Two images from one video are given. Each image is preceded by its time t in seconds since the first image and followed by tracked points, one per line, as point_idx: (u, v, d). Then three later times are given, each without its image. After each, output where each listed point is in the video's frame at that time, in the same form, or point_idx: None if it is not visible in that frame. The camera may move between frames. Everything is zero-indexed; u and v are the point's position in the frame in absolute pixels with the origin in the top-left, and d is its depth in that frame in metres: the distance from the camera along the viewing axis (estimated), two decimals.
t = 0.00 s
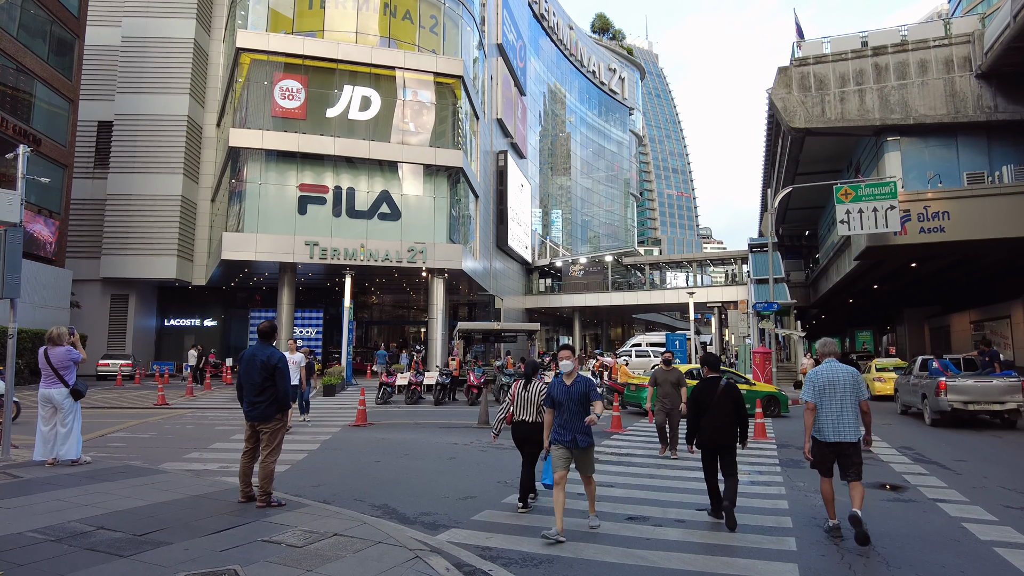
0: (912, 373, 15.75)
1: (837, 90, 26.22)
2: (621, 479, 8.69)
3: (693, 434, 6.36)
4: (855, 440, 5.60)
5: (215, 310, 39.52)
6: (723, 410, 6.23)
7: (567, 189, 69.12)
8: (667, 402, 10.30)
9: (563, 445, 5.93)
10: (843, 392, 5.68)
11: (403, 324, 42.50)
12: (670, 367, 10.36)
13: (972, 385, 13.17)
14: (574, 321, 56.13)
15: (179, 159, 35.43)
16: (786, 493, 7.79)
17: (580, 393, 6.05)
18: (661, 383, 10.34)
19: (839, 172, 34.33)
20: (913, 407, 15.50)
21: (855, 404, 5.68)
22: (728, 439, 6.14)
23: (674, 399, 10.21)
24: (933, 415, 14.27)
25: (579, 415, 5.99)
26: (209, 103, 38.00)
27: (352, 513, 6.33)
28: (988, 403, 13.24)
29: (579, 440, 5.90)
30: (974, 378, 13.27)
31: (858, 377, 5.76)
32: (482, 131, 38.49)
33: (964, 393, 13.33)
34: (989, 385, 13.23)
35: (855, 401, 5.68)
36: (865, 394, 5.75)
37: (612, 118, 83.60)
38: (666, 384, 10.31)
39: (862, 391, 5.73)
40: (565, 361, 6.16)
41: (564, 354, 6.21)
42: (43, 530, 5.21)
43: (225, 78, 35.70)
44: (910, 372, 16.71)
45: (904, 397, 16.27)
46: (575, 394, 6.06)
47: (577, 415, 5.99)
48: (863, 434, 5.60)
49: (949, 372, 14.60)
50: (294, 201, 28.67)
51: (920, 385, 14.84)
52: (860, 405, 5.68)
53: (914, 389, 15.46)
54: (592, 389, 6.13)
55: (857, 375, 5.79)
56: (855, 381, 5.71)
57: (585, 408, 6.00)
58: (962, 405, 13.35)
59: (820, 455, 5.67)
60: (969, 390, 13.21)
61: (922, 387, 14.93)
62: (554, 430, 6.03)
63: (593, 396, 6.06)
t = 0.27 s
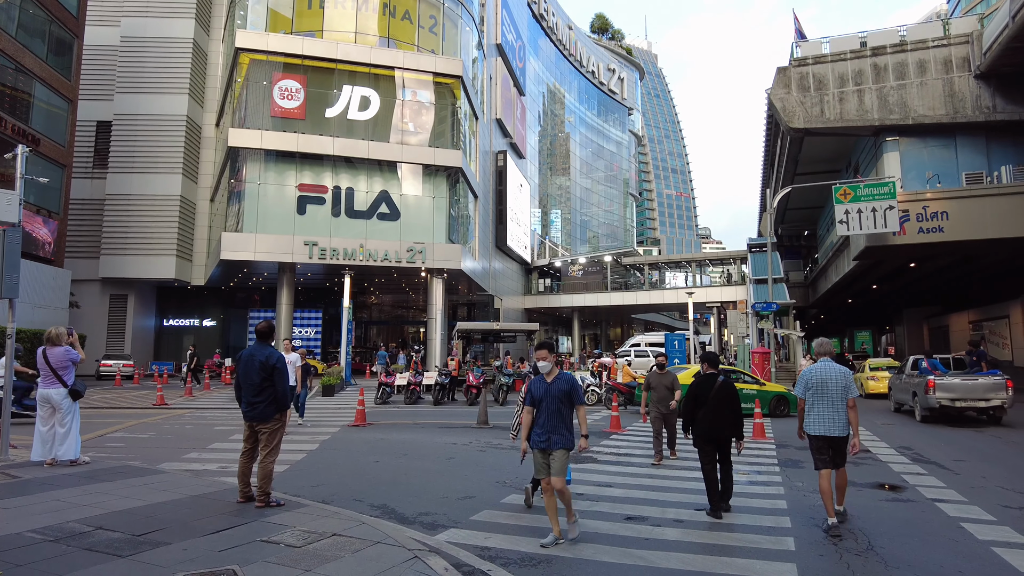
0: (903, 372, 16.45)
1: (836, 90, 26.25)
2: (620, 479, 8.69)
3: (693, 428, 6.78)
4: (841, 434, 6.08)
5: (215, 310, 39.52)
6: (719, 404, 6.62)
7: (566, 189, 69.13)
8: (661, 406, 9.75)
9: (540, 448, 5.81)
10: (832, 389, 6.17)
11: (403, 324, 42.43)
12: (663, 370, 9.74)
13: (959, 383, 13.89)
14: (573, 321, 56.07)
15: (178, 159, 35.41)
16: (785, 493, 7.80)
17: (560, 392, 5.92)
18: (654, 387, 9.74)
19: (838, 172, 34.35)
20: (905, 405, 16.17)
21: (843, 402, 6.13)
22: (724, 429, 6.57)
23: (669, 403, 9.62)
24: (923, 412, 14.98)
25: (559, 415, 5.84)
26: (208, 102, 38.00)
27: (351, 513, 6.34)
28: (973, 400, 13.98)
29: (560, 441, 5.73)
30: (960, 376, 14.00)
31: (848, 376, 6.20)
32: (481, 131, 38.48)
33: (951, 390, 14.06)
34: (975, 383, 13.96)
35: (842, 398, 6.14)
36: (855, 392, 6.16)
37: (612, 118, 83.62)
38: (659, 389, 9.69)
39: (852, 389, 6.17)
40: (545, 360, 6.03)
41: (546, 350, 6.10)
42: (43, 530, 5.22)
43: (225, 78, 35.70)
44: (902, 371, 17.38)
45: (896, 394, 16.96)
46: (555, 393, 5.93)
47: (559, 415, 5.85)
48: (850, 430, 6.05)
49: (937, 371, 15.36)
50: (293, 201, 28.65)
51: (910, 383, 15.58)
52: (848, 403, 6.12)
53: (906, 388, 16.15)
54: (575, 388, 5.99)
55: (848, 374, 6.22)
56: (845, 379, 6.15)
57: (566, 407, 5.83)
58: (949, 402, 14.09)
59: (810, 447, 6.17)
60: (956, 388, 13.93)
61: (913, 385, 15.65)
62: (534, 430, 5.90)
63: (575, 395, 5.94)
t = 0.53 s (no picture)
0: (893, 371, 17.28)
1: (835, 90, 26.27)
2: (619, 480, 8.69)
3: (694, 426, 6.94)
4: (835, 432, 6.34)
5: (213, 310, 39.52)
6: (720, 405, 6.73)
7: (565, 189, 69.17)
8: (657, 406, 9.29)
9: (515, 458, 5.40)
10: (825, 389, 6.40)
11: (402, 324, 42.40)
12: (659, 368, 9.30)
13: (945, 381, 14.71)
14: (572, 321, 56.08)
15: (177, 159, 35.40)
16: (784, 493, 7.81)
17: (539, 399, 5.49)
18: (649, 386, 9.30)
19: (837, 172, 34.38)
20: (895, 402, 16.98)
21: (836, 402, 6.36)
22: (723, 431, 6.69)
23: (665, 402, 9.18)
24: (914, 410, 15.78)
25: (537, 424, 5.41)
26: (207, 102, 37.98)
27: (350, 514, 6.34)
28: (959, 397, 14.82)
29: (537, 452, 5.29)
30: (947, 375, 14.84)
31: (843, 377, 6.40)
32: (480, 131, 38.51)
33: (938, 388, 14.90)
34: (960, 381, 14.82)
35: (836, 398, 6.37)
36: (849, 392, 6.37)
37: (611, 118, 83.68)
38: (654, 387, 9.24)
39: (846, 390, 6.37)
40: (523, 365, 5.62)
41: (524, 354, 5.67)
42: (41, 530, 5.22)
43: (224, 78, 35.70)
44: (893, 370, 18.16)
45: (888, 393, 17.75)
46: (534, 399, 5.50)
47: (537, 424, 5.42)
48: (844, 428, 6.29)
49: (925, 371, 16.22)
50: (292, 201, 28.64)
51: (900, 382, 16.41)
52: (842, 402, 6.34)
53: (896, 386, 16.96)
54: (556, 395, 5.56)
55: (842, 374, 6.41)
56: (838, 380, 6.36)
57: (545, 415, 5.43)
58: (937, 399, 14.91)
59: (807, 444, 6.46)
60: (943, 386, 14.75)
61: (902, 383, 16.50)
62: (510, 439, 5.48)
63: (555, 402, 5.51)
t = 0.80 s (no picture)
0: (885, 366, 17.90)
1: (833, 86, 26.23)
2: (616, 475, 8.70)
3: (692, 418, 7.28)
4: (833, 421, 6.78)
5: (212, 306, 39.50)
6: (717, 398, 7.12)
7: (564, 185, 69.11)
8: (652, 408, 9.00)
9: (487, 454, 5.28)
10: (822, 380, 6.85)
11: (400, 320, 42.36)
12: (657, 368, 8.89)
13: (933, 375, 15.39)
14: (570, 317, 56.09)
15: (175, 154, 35.30)
16: (781, 488, 7.84)
17: (506, 395, 5.33)
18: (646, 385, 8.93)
19: (836, 169, 34.37)
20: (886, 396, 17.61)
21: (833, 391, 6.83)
22: (720, 424, 7.02)
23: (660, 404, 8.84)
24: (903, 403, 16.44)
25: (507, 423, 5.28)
26: (205, 98, 37.86)
27: (347, 509, 6.33)
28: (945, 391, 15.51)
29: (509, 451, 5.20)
30: (934, 370, 15.51)
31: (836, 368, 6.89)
32: (479, 127, 38.46)
33: (926, 382, 15.56)
34: (947, 375, 15.50)
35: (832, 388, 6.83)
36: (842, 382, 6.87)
37: (610, 114, 83.53)
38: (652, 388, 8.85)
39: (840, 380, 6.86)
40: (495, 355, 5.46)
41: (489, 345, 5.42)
42: (39, 526, 5.22)
43: (222, 73, 35.56)
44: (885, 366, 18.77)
45: (880, 388, 18.38)
46: (501, 396, 5.35)
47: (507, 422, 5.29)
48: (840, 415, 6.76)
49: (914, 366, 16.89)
50: (290, 196, 28.59)
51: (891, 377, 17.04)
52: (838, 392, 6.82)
53: (887, 381, 17.57)
54: (524, 388, 5.33)
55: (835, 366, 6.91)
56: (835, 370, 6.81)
57: (514, 408, 5.30)
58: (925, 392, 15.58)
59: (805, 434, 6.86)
60: (931, 379, 15.43)
61: (892, 378, 17.14)
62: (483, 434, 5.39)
63: (523, 396, 5.31)
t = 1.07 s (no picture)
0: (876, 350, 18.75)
1: (834, 71, 26.05)
2: (613, 459, 8.76)
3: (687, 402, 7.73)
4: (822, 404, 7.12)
5: (211, 292, 39.47)
6: (711, 384, 7.53)
7: (563, 170, 68.83)
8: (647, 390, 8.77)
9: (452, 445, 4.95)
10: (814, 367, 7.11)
11: (399, 306, 42.36)
12: (651, 352, 8.74)
13: (919, 359, 16.20)
14: (569, 303, 56.13)
15: (172, 139, 35.09)
16: (777, 472, 7.90)
17: (463, 383, 4.90)
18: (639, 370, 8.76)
19: (835, 154, 34.24)
20: (877, 379, 18.49)
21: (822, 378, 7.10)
22: (714, 407, 7.40)
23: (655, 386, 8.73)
24: (892, 384, 17.30)
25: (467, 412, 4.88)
26: (202, 83, 37.57)
27: (346, 493, 6.37)
28: (931, 374, 16.33)
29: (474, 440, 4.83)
30: (921, 354, 16.32)
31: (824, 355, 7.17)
32: (477, 111, 38.21)
33: (913, 365, 16.41)
34: (933, 359, 16.30)
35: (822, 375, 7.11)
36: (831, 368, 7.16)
37: (609, 99, 82.94)
38: (645, 372, 8.71)
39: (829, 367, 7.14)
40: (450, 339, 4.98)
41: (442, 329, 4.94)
42: (39, 510, 5.25)
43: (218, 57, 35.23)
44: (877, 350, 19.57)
45: (872, 371, 19.21)
46: (459, 384, 4.92)
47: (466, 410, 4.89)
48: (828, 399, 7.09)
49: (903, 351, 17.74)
50: (288, 182, 28.47)
51: (881, 361, 17.90)
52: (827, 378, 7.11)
53: (878, 364, 18.39)
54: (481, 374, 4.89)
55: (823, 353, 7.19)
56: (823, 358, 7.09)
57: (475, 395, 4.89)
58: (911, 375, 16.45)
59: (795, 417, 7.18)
60: (917, 363, 16.27)
61: (883, 362, 18.03)
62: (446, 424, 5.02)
63: (481, 381, 4.90)
